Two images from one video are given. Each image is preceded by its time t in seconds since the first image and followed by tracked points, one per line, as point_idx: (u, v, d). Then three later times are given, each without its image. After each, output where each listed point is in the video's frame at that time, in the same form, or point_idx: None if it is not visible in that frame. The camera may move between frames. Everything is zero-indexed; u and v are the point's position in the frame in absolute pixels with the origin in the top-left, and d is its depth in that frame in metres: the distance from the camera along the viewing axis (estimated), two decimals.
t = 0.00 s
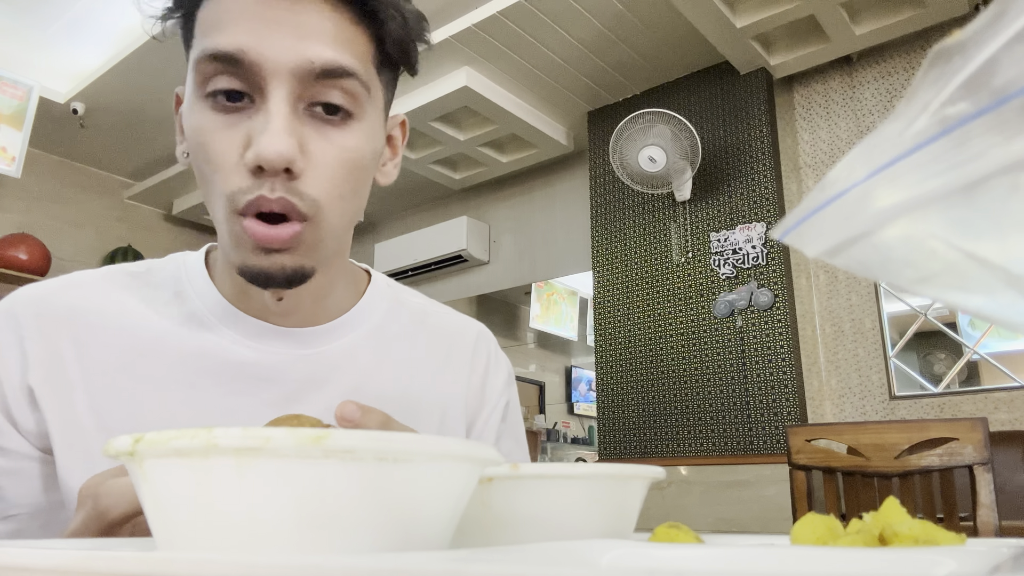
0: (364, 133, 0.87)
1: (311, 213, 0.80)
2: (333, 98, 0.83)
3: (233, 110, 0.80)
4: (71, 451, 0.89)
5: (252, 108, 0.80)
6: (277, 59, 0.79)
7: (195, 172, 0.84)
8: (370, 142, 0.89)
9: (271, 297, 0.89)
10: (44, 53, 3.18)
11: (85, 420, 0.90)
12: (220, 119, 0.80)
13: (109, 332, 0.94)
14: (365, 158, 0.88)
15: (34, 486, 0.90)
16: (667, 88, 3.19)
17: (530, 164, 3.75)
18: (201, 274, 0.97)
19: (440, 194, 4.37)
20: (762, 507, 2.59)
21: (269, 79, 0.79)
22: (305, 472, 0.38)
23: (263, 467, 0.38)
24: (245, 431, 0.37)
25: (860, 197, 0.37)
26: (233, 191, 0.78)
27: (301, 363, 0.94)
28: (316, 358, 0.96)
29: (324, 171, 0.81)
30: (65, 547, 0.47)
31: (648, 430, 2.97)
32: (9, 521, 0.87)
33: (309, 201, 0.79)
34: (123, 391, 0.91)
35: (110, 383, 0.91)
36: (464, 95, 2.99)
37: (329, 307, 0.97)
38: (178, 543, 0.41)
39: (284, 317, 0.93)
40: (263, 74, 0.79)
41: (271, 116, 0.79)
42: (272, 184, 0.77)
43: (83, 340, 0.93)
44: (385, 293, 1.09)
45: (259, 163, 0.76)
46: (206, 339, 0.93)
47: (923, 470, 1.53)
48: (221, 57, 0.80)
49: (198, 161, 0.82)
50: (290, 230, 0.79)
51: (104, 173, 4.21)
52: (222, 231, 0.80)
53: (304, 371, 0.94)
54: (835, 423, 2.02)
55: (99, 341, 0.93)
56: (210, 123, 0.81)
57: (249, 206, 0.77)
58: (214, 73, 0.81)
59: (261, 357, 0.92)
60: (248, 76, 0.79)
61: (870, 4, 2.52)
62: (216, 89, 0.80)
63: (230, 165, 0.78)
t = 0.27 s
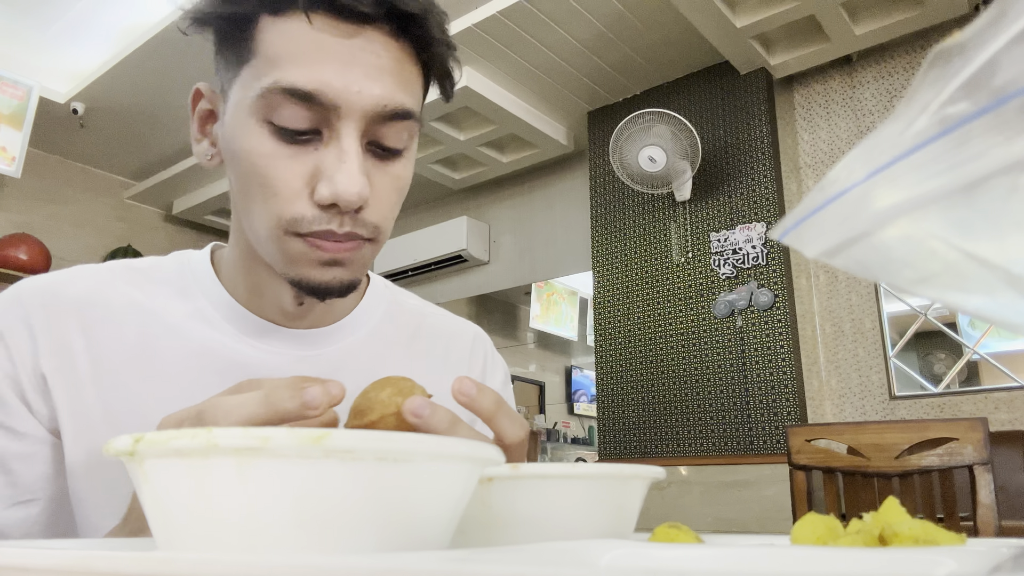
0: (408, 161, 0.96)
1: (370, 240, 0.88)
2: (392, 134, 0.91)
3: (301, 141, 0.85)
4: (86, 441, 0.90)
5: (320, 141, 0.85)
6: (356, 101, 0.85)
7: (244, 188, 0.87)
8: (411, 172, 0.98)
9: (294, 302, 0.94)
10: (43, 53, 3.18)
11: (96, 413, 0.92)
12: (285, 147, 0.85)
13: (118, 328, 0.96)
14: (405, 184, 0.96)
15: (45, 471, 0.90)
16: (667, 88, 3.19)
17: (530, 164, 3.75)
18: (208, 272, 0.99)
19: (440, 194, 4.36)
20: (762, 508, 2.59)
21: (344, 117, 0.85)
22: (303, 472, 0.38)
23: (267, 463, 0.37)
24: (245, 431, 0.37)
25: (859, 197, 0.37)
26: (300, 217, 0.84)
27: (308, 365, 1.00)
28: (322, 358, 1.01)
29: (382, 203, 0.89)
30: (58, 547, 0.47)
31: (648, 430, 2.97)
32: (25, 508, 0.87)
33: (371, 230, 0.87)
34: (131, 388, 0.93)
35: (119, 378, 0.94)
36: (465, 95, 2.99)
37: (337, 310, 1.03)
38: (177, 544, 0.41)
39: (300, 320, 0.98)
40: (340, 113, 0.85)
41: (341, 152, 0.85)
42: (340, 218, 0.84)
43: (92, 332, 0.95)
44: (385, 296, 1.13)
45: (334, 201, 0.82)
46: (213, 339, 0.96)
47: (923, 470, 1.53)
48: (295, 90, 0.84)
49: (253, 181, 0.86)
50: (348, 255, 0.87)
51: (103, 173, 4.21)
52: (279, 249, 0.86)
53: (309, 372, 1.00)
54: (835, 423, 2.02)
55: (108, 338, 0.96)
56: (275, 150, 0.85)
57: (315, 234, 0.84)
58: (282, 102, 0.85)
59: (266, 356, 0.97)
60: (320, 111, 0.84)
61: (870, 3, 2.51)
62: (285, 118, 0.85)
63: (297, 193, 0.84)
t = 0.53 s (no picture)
0: (424, 166, 0.98)
1: (387, 244, 0.90)
2: (412, 139, 0.93)
3: (325, 143, 0.87)
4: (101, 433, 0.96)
5: (344, 144, 0.87)
6: (381, 105, 0.86)
7: (264, 188, 0.89)
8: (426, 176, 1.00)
9: (308, 303, 0.99)
10: (43, 52, 3.18)
11: (112, 407, 0.98)
12: (309, 148, 0.86)
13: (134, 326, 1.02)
14: (420, 188, 0.99)
15: (63, 462, 0.94)
16: (667, 88, 3.19)
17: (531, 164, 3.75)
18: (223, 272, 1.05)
19: (440, 194, 4.36)
20: (762, 507, 2.59)
21: (369, 121, 0.86)
22: (303, 472, 0.38)
23: (274, 461, 0.37)
24: (245, 431, 0.37)
25: (859, 197, 0.37)
26: (321, 219, 0.86)
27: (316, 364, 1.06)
28: (329, 357, 1.07)
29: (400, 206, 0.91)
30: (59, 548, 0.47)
31: (648, 430, 2.97)
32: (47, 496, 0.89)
33: (388, 234, 0.90)
34: (146, 383, 1.00)
35: (135, 374, 1.00)
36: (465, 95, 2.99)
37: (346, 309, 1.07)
38: (177, 544, 0.41)
39: (312, 321, 1.04)
40: (364, 116, 0.86)
41: (364, 155, 0.86)
42: (362, 220, 0.86)
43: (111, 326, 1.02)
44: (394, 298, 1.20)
45: (357, 203, 0.84)
46: (224, 337, 1.02)
47: (923, 470, 1.53)
48: (321, 93, 0.85)
49: (275, 180, 0.87)
50: (367, 257, 0.89)
51: (103, 173, 4.21)
52: (298, 250, 0.88)
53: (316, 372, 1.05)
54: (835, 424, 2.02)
55: (126, 335, 1.02)
56: (299, 151, 0.86)
57: (337, 236, 0.86)
58: (307, 103, 0.86)
59: (272, 352, 1.02)
60: (345, 115, 0.86)
61: (870, 3, 2.51)
62: (311, 120, 0.86)
63: (318, 194, 0.86)
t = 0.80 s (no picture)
0: (418, 163, 0.98)
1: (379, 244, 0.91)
2: (404, 136, 0.93)
3: (314, 141, 0.88)
4: (103, 430, 0.97)
5: (333, 142, 0.88)
6: (369, 101, 0.87)
7: (258, 188, 0.90)
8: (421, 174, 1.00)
9: (306, 305, 0.99)
10: (43, 53, 3.18)
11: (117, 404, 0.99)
12: (299, 147, 0.88)
13: (137, 323, 1.03)
14: (414, 186, 0.99)
15: (65, 456, 0.96)
16: (666, 88, 3.19)
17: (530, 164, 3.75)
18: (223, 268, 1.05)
19: (440, 194, 4.36)
20: (762, 507, 2.59)
21: (358, 118, 0.87)
22: (303, 472, 0.38)
23: (273, 461, 0.37)
24: (245, 430, 0.37)
25: (858, 197, 0.37)
26: (312, 219, 0.87)
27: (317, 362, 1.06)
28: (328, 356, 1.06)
29: (391, 205, 0.92)
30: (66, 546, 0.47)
31: (648, 430, 2.97)
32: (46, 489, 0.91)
33: (380, 233, 0.90)
34: (148, 380, 1.01)
35: (138, 371, 1.01)
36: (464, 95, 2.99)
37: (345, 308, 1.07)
38: (178, 544, 0.41)
39: (310, 322, 1.04)
40: (353, 113, 0.87)
41: (353, 152, 0.87)
42: (353, 218, 0.87)
43: (115, 324, 1.03)
44: (395, 299, 1.20)
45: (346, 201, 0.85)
46: (226, 335, 1.02)
47: (923, 471, 1.53)
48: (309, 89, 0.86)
49: (268, 181, 0.89)
50: (359, 256, 0.89)
51: (103, 173, 4.21)
52: (291, 251, 0.89)
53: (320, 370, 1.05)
54: (835, 424, 2.02)
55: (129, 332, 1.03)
56: (289, 150, 0.88)
57: (328, 234, 0.87)
58: (295, 101, 0.87)
59: (272, 352, 1.03)
60: (334, 112, 0.86)
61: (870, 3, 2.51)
62: (300, 119, 0.87)
63: (310, 194, 0.87)
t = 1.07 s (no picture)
0: (401, 150, 1.00)
1: (365, 230, 0.92)
2: (386, 121, 0.95)
3: (296, 128, 0.90)
4: (94, 424, 0.98)
5: (315, 127, 0.90)
6: (349, 84, 0.89)
7: (240, 180, 0.91)
8: (404, 162, 1.02)
9: (294, 300, 0.99)
10: (44, 52, 3.18)
11: (106, 398, 1.00)
12: (281, 135, 0.89)
13: (123, 318, 1.03)
14: (399, 173, 1.01)
15: (58, 448, 0.96)
16: (666, 88, 3.19)
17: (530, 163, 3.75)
18: (207, 266, 1.06)
19: (440, 195, 4.36)
20: (762, 507, 2.59)
21: (339, 101, 0.89)
22: (301, 472, 0.38)
23: (268, 461, 0.37)
24: (245, 431, 0.37)
25: (860, 197, 0.37)
26: (296, 205, 0.88)
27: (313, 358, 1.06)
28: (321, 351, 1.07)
29: (376, 189, 0.93)
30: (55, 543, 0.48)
31: (648, 430, 2.97)
32: (39, 481, 0.92)
33: (367, 218, 0.91)
34: (134, 376, 1.01)
35: (127, 367, 1.01)
36: (464, 95, 2.99)
37: (332, 303, 1.07)
38: (178, 545, 0.41)
39: (299, 316, 1.04)
40: (333, 97, 0.89)
41: (336, 136, 0.89)
42: (337, 202, 0.88)
43: (101, 319, 1.03)
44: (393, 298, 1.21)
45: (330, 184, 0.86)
46: (211, 331, 1.02)
47: (923, 471, 1.53)
48: (289, 76, 0.88)
49: (250, 171, 0.90)
50: (346, 243, 0.90)
51: (104, 173, 4.21)
52: (276, 241, 0.90)
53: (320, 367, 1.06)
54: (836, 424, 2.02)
55: (115, 327, 1.03)
56: (271, 138, 0.89)
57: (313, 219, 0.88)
58: (276, 88, 0.89)
59: (259, 347, 1.03)
60: (314, 97, 0.89)
61: (870, 3, 2.51)
62: (281, 107, 0.89)
63: (294, 181, 0.88)
